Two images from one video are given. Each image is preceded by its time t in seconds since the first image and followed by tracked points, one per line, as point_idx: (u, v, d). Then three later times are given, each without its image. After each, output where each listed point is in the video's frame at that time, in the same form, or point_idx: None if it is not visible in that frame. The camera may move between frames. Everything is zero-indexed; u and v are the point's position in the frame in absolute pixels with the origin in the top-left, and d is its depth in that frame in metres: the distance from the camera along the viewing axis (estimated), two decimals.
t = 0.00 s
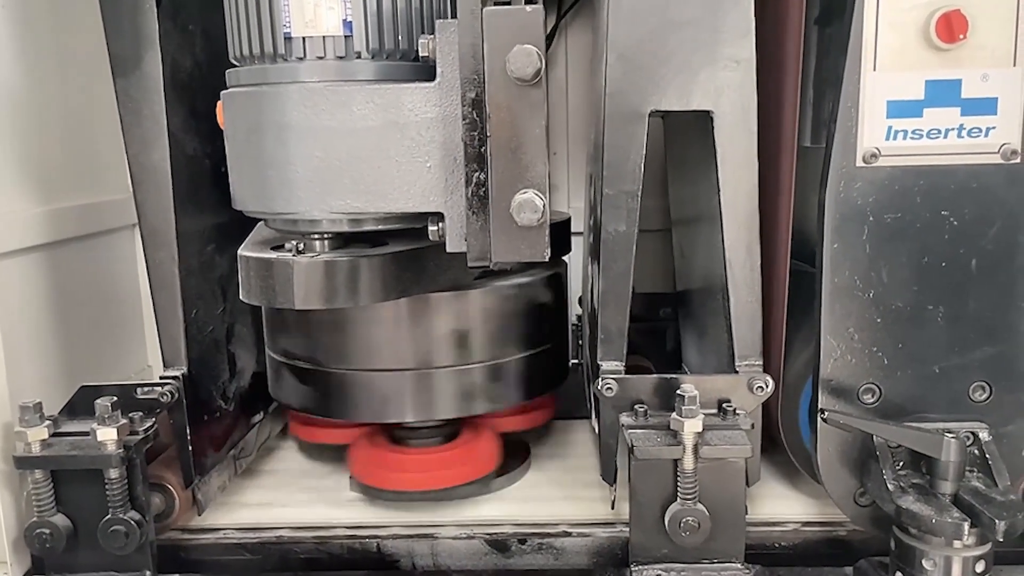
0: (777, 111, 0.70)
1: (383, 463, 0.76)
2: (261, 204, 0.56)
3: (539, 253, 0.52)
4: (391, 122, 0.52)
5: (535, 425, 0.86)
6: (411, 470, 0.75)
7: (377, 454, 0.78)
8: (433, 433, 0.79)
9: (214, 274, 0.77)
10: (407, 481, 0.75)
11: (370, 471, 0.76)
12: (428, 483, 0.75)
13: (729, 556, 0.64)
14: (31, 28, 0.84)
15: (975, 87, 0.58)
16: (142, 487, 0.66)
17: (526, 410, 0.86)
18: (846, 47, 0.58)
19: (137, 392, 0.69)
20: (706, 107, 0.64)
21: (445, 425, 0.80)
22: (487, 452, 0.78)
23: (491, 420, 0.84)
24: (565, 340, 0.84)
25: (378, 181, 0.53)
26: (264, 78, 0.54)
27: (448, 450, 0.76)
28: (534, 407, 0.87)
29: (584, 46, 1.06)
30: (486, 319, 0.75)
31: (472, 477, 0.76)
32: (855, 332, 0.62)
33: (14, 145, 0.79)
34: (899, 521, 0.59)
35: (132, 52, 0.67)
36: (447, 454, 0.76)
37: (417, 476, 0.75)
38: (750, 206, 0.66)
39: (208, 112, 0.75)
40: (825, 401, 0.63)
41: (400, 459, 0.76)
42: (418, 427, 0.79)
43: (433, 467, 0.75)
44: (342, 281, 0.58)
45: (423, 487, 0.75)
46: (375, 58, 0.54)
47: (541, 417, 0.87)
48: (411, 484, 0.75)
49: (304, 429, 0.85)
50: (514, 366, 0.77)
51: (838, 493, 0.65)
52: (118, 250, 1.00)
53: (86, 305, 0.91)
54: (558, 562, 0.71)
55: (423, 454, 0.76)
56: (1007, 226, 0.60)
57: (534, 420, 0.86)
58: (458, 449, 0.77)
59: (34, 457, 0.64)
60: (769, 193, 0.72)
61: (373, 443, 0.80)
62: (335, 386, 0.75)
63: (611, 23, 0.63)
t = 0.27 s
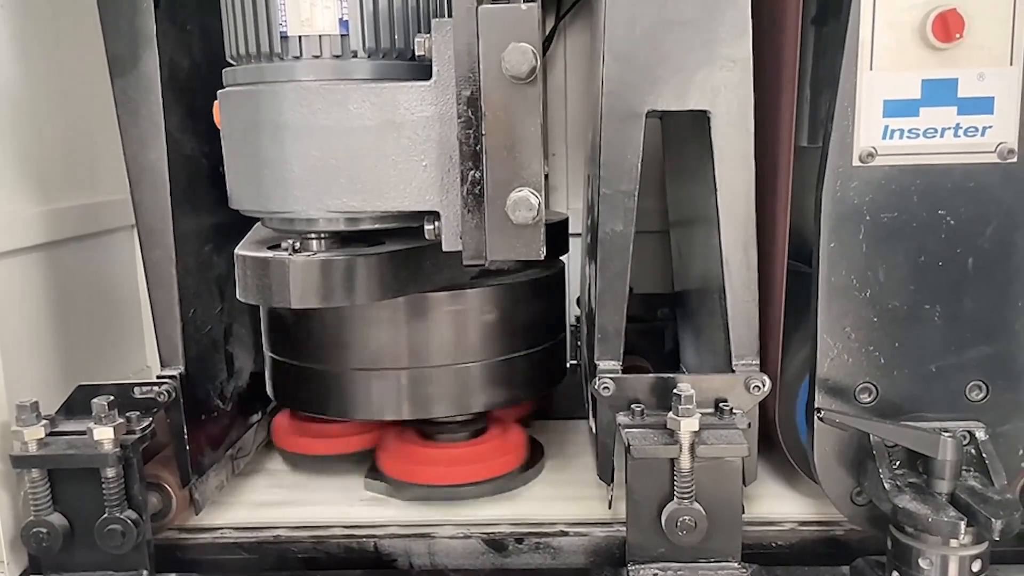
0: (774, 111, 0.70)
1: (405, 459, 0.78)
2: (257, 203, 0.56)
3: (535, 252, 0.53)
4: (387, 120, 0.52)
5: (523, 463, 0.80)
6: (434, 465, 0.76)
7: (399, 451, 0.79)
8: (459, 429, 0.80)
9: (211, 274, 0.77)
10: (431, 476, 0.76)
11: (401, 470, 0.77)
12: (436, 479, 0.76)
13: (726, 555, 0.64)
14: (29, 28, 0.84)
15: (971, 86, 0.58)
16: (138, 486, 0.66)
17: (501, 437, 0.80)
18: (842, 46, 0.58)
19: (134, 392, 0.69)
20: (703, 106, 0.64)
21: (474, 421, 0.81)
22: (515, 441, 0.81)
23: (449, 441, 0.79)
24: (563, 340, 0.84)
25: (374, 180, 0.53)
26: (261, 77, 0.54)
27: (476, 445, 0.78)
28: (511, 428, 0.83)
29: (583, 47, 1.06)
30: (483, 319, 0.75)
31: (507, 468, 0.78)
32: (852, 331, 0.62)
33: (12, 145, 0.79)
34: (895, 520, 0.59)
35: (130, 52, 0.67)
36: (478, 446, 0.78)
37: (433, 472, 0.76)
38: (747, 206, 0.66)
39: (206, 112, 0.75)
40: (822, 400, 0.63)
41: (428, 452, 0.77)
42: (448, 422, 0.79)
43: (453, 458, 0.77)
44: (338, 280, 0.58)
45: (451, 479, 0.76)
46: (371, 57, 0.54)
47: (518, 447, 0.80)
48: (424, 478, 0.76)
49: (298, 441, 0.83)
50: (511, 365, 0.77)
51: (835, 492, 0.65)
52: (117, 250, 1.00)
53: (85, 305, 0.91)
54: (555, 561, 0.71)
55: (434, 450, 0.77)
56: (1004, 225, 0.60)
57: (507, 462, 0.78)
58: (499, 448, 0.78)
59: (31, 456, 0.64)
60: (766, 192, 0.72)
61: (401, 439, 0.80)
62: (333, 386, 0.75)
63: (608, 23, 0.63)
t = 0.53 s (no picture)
0: (770, 110, 0.70)
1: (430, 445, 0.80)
2: (253, 202, 0.56)
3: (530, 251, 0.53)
4: (383, 120, 0.52)
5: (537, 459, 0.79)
6: (330, 448, 0.78)
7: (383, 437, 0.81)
8: (488, 421, 0.81)
9: (208, 273, 0.77)
10: (469, 465, 0.76)
11: (437, 456, 0.78)
12: (344, 463, 0.78)
13: (722, 555, 0.64)
14: (25, 27, 0.84)
15: (967, 86, 0.58)
16: (135, 485, 0.66)
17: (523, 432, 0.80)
18: (838, 46, 0.58)
19: (131, 391, 0.69)
20: (699, 106, 0.64)
21: (501, 414, 0.82)
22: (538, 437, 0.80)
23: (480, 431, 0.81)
24: (559, 339, 0.84)
25: (370, 180, 0.53)
26: (257, 76, 0.54)
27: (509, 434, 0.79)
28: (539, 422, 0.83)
29: (580, 46, 1.06)
30: (480, 318, 0.75)
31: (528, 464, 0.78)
32: (848, 331, 0.62)
33: (9, 145, 0.79)
34: (891, 520, 0.59)
35: (126, 52, 0.67)
36: (507, 437, 0.79)
37: (337, 454, 0.78)
38: (742, 206, 0.66)
39: (203, 112, 0.75)
40: (818, 400, 0.63)
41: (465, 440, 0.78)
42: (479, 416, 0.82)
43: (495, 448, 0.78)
44: (335, 280, 0.58)
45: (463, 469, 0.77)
46: (367, 57, 0.54)
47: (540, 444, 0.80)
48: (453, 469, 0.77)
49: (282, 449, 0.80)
50: (508, 365, 0.77)
51: (831, 492, 0.65)
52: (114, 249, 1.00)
53: (82, 305, 0.91)
54: (552, 561, 0.71)
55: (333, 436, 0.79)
56: (1000, 224, 0.60)
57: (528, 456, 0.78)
58: (515, 443, 0.78)
59: (27, 455, 0.64)
60: (763, 191, 0.72)
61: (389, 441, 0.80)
62: (330, 385, 0.75)
63: (604, 23, 0.63)
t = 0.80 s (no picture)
0: (767, 110, 0.70)
1: (461, 433, 0.81)
2: (249, 203, 0.56)
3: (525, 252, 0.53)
4: (378, 120, 0.52)
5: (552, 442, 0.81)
6: (331, 464, 0.75)
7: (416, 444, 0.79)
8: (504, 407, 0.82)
9: (205, 273, 0.77)
10: (336, 478, 0.75)
11: (300, 468, 0.76)
12: (348, 480, 0.75)
13: (718, 554, 0.64)
14: (22, 27, 0.84)
15: (963, 86, 0.58)
16: (132, 485, 0.66)
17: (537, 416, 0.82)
18: (833, 46, 0.58)
19: (128, 391, 0.69)
20: (695, 106, 0.65)
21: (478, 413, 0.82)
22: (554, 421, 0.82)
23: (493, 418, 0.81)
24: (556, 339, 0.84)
25: (366, 180, 0.53)
26: (252, 77, 0.55)
27: (371, 445, 0.76)
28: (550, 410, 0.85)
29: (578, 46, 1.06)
30: (477, 318, 0.75)
31: (395, 473, 0.76)
32: (844, 331, 0.62)
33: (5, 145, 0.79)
34: (886, 520, 0.59)
35: (123, 52, 0.67)
36: (372, 450, 0.76)
37: (349, 471, 0.75)
38: (738, 206, 0.66)
39: (200, 112, 0.75)
40: (813, 399, 0.63)
41: (333, 452, 0.76)
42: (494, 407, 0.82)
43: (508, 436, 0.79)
44: (331, 280, 0.58)
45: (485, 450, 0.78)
46: (363, 57, 0.54)
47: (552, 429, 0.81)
48: (327, 481, 0.75)
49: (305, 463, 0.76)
50: (504, 365, 0.77)
51: (827, 491, 0.65)
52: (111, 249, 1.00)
53: (79, 304, 0.91)
54: (548, 560, 0.71)
55: (357, 449, 0.76)
56: (995, 224, 0.60)
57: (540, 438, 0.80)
58: (519, 432, 0.79)
59: (24, 455, 0.64)
60: (759, 191, 0.72)
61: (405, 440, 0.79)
62: (327, 385, 0.75)
63: (600, 24, 0.63)
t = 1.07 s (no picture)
0: (762, 110, 0.70)
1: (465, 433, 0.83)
2: (245, 203, 0.56)
3: (520, 252, 0.53)
4: (373, 121, 0.52)
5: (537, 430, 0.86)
6: (376, 470, 0.75)
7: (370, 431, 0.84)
8: (392, 434, 0.79)
9: (202, 273, 0.77)
10: (360, 483, 0.74)
11: (334, 474, 0.76)
12: (394, 481, 0.75)
13: (714, 554, 0.64)
14: (19, 27, 0.84)
15: (957, 87, 0.58)
16: (128, 485, 0.66)
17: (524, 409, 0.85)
18: (828, 47, 0.58)
19: (124, 391, 0.70)
20: (691, 107, 0.65)
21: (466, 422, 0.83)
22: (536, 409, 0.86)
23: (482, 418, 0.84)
24: (553, 339, 0.84)
25: (361, 181, 0.53)
26: (248, 78, 0.55)
27: (413, 447, 0.76)
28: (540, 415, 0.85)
29: (576, 46, 1.06)
30: (473, 318, 0.75)
31: (430, 475, 0.76)
32: (838, 331, 0.62)
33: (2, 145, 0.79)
34: (881, 519, 0.59)
35: (120, 53, 0.67)
36: (407, 450, 0.76)
37: (389, 476, 0.74)
38: (733, 207, 0.66)
39: (197, 112, 0.76)
40: (808, 399, 0.63)
41: (356, 457, 0.75)
42: (384, 427, 0.79)
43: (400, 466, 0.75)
44: (327, 280, 0.58)
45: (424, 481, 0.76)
46: (358, 58, 0.54)
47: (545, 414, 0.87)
48: (349, 483, 0.75)
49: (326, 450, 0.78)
50: (501, 365, 0.77)
51: (821, 490, 0.65)
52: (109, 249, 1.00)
53: (76, 304, 0.91)
54: (544, 560, 0.71)
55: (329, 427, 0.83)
56: (989, 225, 0.60)
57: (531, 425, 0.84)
58: (414, 457, 0.75)
59: (21, 455, 0.64)
60: (755, 191, 0.72)
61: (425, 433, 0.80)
62: (323, 385, 0.75)
63: (595, 25, 0.63)
